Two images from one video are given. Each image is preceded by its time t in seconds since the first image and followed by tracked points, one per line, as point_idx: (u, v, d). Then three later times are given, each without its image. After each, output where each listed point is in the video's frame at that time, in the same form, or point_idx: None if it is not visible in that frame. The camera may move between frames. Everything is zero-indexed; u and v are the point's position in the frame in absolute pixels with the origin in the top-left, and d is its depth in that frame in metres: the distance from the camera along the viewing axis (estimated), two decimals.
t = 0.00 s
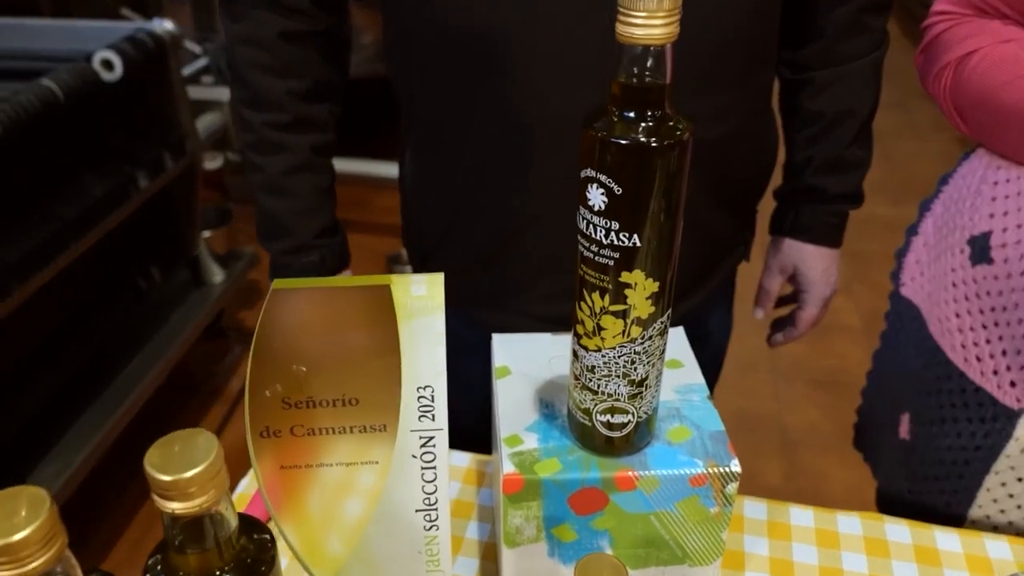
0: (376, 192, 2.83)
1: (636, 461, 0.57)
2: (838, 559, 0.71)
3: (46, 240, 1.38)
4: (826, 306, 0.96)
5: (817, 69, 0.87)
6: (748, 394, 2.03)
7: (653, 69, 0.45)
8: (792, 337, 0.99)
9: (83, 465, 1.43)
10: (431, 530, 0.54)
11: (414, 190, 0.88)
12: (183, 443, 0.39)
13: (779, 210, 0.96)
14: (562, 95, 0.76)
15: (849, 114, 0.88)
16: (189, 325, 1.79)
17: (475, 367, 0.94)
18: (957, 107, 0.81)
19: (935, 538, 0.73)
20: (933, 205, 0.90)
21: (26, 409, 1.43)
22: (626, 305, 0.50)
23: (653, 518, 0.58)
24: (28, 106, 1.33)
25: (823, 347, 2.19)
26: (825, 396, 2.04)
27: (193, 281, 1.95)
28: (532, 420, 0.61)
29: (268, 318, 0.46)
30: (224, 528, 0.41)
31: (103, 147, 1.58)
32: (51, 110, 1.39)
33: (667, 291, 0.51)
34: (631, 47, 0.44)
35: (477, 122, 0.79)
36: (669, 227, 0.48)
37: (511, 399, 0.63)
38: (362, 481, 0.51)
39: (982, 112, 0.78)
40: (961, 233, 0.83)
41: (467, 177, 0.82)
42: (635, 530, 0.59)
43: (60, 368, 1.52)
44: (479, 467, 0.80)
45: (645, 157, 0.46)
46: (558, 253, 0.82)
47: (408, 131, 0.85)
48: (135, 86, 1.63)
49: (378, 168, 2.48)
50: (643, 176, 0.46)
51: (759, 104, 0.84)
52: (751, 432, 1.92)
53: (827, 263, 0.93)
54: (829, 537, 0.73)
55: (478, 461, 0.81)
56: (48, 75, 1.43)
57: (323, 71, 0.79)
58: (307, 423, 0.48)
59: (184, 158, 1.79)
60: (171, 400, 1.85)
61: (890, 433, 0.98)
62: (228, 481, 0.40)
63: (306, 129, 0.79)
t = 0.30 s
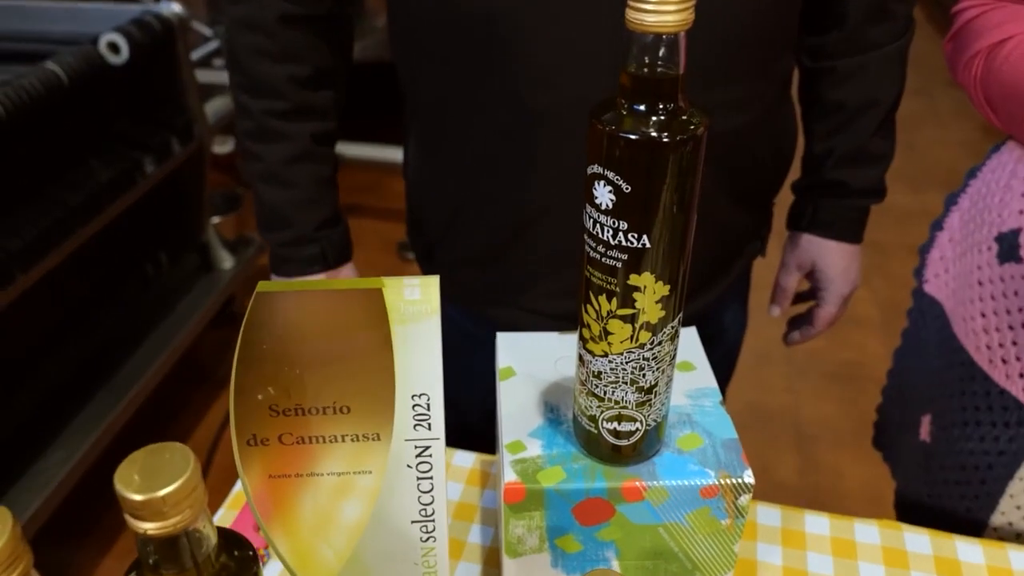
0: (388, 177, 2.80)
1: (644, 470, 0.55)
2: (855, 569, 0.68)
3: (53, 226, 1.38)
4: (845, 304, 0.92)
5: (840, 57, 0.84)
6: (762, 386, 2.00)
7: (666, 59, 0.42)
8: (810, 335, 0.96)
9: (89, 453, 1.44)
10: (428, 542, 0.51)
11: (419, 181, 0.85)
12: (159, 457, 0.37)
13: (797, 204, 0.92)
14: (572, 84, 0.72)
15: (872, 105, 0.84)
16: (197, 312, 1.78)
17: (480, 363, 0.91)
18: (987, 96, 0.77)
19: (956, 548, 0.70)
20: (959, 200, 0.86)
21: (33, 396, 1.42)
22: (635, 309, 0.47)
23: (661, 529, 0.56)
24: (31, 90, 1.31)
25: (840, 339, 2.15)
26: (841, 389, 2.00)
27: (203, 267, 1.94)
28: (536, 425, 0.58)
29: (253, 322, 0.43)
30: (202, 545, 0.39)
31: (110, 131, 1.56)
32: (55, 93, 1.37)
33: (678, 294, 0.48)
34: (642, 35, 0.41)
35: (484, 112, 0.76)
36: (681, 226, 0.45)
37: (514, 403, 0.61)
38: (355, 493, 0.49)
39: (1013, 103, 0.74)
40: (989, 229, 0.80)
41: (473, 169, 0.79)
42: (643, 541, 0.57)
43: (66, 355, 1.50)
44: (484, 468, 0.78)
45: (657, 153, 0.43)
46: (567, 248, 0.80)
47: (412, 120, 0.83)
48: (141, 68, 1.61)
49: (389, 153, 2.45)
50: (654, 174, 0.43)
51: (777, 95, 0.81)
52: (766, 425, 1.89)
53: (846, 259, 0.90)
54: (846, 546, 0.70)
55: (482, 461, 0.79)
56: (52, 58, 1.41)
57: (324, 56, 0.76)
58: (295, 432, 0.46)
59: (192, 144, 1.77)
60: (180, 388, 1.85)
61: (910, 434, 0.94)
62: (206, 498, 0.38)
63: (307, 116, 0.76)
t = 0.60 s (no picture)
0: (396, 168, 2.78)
1: (653, 482, 0.52)
2: None
3: (57, 217, 1.36)
4: (861, 303, 0.90)
5: (859, 50, 0.81)
6: (774, 383, 1.97)
7: (681, 51, 0.39)
8: (824, 337, 0.93)
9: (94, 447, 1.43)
10: (427, 555, 0.49)
11: (424, 175, 0.83)
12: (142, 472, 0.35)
13: (812, 201, 0.90)
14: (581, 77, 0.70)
15: (892, 99, 0.81)
16: (204, 303, 1.77)
17: (485, 362, 0.89)
18: (1013, 94, 0.75)
19: (976, 562, 0.67)
20: (982, 199, 0.83)
21: (37, 389, 1.41)
22: (644, 316, 0.45)
23: (670, 542, 0.54)
24: (35, 80, 1.28)
25: (854, 336, 2.12)
26: (854, 387, 1.97)
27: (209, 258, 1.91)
28: (541, 433, 0.56)
29: (243, 327, 0.41)
30: (185, 561, 0.37)
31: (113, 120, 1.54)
32: (58, 83, 1.34)
33: (690, 300, 0.46)
34: (656, 26, 0.39)
35: (491, 104, 0.73)
36: (695, 227, 0.43)
37: (518, 408, 0.58)
38: (351, 506, 0.46)
39: None
40: (1013, 231, 0.77)
41: (479, 163, 0.77)
42: (651, 554, 0.54)
43: (73, 346, 1.49)
44: (487, 472, 0.76)
45: (669, 151, 0.40)
46: (574, 247, 0.77)
47: (416, 113, 0.80)
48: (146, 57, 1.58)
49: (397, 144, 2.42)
50: (665, 174, 0.41)
51: (794, 89, 0.78)
52: (777, 423, 1.86)
53: (862, 258, 0.87)
54: (861, 557, 0.68)
55: (485, 465, 0.77)
56: (55, 47, 1.38)
57: (325, 45, 0.73)
58: (288, 441, 0.44)
59: (198, 134, 1.75)
60: (185, 380, 1.83)
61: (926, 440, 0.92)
62: (189, 513, 0.36)
63: (308, 109, 0.75)
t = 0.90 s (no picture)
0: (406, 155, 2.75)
1: (657, 495, 0.50)
2: None
3: (60, 204, 1.35)
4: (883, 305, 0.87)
5: (880, 41, 0.77)
6: (786, 377, 1.94)
7: (689, 45, 0.37)
8: (845, 339, 0.90)
9: (95, 437, 1.44)
10: (419, 570, 0.47)
11: (428, 168, 0.80)
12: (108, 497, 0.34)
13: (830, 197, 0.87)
14: (591, 69, 0.68)
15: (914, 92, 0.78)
16: (207, 292, 1.76)
17: (490, 360, 0.87)
18: None
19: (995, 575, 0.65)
20: (993, 212, 0.80)
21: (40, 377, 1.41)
22: (649, 324, 0.43)
23: (674, 558, 0.51)
24: (35, 64, 1.25)
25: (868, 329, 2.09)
26: (867, 382, 1.94)
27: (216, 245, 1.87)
28: (541, 441, 0.54)
29: (218, 337, 0.39)
30: None
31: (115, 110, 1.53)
32: (60, 68, 1.31)
33: (697, 308, 0.43)
34: (663, 17, 0.36)
35: (496, 95, 0.71)
36: (702, 232, 0.40)
37: (518, 415, 0.56)
38: (339, 521, 0.45)
39: None
40: None
41: (485, 156, 0.74)
42: (654, 570, 0.52)
43: (77, 334, 1.48)
44: (489, 474, 0.74)
45: (676, 152, 0.38)
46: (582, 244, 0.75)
47: (419, 104, 0.78)
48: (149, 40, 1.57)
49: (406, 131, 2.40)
50: (672, 176, 0.38)
51: (811, 81, 0.75)
52: (788, 417, 1.83)
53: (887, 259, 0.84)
54: (874, 569, 0.65)
55: (486, 466, 0.75)
56: (57, 31, 1.34)
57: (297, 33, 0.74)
58: (270, 454, 0.42)
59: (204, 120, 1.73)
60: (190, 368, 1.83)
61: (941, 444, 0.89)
62: (158, 538, 0.35)
63: (268, 97, 0.76)
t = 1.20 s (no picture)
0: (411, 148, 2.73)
1: (662, 512, 0.48)
2: None
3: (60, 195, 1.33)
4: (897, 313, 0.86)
5: (898, 36, 0.75)
6: (795, 376, 1.91)
7: (701, 41, 0.35)
8: (859, 342, 0.89)
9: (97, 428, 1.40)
10: None
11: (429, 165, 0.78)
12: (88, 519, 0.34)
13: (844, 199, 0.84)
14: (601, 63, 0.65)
15: (933, 90, 0.76)
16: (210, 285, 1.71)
17: (492, 363, 0.85)
18: None
19: None
20: (998, 230, 0.76)
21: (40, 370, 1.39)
22: (656, 336, 0.40)
23: None
24: (32, 54, 1.22)
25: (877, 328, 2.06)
26: (876, 381, 1.91)
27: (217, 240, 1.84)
28: (541, 452, 0.52)
29: (199, 347, 0.37)
30: None
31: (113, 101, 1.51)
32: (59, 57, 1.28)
33: (706, 319, 0.41)
34: (674, 11, 0.34)
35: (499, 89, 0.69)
36: (712, 241, 0.38)
37: (518, 424, 0.54)
38: (326, 541, 0.43)
39: None
40: None
41: (485, 156, 0.72)
42: None
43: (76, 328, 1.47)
44: (489, 481, 0.71)
45: (686, 155, 0.35)
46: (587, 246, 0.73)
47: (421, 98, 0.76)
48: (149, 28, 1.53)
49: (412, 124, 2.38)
50: (681, 182, 0.36)
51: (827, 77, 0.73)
52: (795, 417, 1.81)
53: (902, 263, 0.82)
54: None
55: (487, 473, 0.72)
56: (56, 20, 1.32)
57: (299, 31, 0.73)
58: (255, 469, 0.40)
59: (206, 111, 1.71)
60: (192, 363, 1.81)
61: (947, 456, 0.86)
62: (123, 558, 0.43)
63: (276, 95, 0.74)
